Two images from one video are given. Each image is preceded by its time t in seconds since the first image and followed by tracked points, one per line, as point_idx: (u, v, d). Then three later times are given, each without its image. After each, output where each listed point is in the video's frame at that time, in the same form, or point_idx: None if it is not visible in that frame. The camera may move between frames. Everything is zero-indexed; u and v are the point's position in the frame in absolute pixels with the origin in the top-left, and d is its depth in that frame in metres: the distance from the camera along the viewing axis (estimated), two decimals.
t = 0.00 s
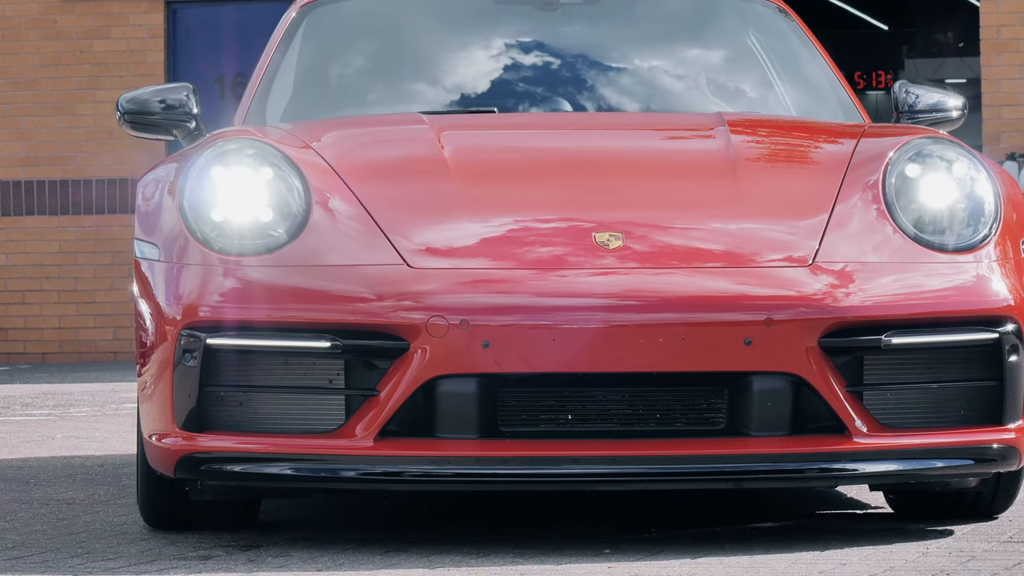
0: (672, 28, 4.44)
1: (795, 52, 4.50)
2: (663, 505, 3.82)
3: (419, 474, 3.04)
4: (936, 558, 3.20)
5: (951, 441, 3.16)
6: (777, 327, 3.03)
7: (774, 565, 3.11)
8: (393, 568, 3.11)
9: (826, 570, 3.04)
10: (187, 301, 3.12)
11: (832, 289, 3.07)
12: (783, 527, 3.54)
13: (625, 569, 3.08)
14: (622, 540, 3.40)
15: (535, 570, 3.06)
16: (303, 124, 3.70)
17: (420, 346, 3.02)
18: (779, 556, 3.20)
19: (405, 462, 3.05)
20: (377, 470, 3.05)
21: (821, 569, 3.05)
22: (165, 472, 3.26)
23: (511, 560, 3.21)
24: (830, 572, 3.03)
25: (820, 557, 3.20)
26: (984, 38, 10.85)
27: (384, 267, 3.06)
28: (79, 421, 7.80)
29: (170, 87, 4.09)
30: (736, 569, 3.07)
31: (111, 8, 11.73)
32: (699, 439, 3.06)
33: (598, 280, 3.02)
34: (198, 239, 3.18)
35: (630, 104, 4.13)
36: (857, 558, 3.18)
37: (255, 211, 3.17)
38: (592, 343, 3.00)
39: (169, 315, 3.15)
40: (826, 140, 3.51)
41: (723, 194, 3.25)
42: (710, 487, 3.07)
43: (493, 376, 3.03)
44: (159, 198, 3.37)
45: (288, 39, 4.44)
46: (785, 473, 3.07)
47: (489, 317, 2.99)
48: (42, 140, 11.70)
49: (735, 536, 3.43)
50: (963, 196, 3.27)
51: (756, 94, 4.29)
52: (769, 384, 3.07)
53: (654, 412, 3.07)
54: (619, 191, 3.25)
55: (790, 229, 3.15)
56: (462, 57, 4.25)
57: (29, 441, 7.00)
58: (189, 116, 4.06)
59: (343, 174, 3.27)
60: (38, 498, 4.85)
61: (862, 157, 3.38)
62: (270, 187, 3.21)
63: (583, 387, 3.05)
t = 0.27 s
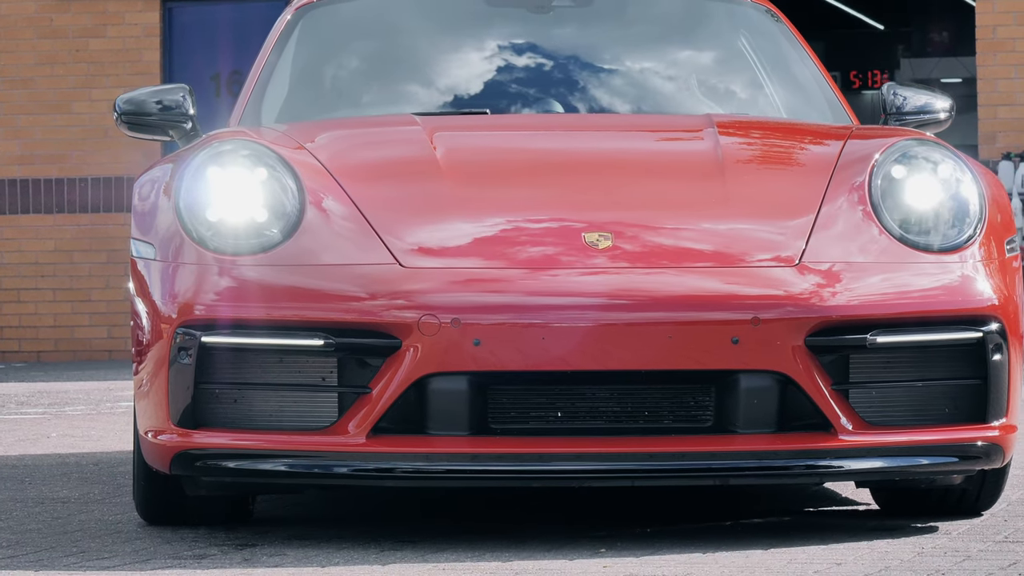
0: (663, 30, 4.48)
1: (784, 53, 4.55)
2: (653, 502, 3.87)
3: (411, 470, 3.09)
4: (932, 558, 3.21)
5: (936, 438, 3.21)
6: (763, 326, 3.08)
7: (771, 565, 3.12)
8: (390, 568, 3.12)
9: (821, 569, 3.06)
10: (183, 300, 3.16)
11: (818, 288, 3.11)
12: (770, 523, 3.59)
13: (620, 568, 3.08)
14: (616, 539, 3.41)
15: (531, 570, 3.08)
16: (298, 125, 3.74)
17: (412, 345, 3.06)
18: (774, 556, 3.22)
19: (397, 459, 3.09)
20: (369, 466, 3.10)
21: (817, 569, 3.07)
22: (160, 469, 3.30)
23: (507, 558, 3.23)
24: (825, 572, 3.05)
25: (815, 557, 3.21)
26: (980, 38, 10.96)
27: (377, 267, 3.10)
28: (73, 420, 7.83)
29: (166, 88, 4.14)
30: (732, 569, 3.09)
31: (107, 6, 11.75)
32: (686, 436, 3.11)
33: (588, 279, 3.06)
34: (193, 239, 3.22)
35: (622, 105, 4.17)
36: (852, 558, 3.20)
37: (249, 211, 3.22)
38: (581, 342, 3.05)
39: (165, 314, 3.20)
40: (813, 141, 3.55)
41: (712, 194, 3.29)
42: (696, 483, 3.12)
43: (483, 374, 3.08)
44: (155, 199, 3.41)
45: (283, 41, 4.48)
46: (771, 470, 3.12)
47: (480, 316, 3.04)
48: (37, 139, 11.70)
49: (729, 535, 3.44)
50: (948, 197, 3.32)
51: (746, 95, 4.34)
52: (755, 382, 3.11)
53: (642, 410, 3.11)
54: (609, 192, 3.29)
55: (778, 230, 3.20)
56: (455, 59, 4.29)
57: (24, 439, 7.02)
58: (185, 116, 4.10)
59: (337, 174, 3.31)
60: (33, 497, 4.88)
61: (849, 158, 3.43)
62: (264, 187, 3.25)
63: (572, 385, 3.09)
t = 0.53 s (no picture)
0: (658, 31, 4.52)
1: (777, 54, 4.59)
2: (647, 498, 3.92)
3: (407, 467, 3.13)
4: (930, 557, 3.23)
5: (925, 435, 3.26)
6: (754, 325, 3.12)
7: (769, 564, 3.12)
8: (389, 566, 3.14)
9: (819, 568, 3.08)
10: (181, 299, 3.20)
11: (808, 287, 3.16)
12: (762, 519, 3.64)
13: (619, 567, 3.11)
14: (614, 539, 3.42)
15: (530, 568, 3.09)
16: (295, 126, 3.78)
17: (407, 343, 3.11)
18: (772, 554, 3.23)
19: (392, 456, 3.14)
20: (365, 463, 3.14)
21: (814, 568, 3.08)
22: (159, 466, 3.34)
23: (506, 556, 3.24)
24: (823, 570, 3.06)
25: (813, 557, 3.21)
26: (978, 36, 11.24)
27: (373, 266, 3.14)
28: (73, 418, 7.86)
29: (165, 89, 4.18)
30: (730, 567, 3.10)
31: (105, 5, 11.79)
32: (678, 433, 3.15)
33: (582, 279, 3.11)
34: (192, 239, 3.26)
35: (616, 105, 4.21)
36: (851, 557, 3.21)
37: (246, 211, 3.26)
38: (575, 340, 3.09)
39: (163, 313, 3.24)
40: (804, 142, 3.59)
41: (704, 194, 3.33)
42: (687, 480, 3.16)
43: (478, 373, 3.12)
44: (154, 199, 3.45)
45: (281, 42, 4.52)
46: (761, 467, 3.16)
47: (474, 314, 3.08)
48: (36, 137, 11.73)
49: (727, 536, 3.45)
50: (937, 198, 3.36)
51: (740, 95, 4.38)
52: (746, 380, 3.15)
53: (635, 407, 3.16)
54: (602, 192, 3.34)
55: (769, 229, 3.24)
56: (451, 60, 4.33)
57: (24, 438, 7.06)
58: (184, 117, 4.14)
59: (334, 175, 3.35)
60: (32, 495, 4.91)
61: (840, 159, 3.47)
62: (262, 187, 3.29)
63: (565, 383, 3.13)
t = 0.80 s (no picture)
0: (652, 32, 4.56)
1: (771, 55, 4.64)
2: (641, 495, 3.96)
3: (402, 464, 3.17)
4: (929, 556, 3.24)
5: (914, 432, 3.30)
6: (745, 323, 3.16)
7: (768, 563, 3.13)
8: (389, 565, 3.15)
9: (818, 566, 3.08)
10: (180, 298, 3.24)
11: (799, 286, 3.20)
12: (754, 516, 3.68)
13: (618, 566, 3.13)
14: (613, 538, 3.43)
15: (529, 567, 3.10)
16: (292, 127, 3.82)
17: (402, 342, 3.15)
18: (771, 553, 3.24)
19: (388, 453, 3.18)
20: (362, 460, 3.18)
21: (813, 566, 3.09)
22: (158, 463, 3.38)
23: (505, 556, 3.25)
24: (823, 569, 3.08)
25: (812, 555, 3.23)
26: (977, 36, 11.39)
27: (369, 266, 3.18)
28: (71, 418, 7.89)
29: (164, 91, 4.22)
30: (729, 566, 3.12)
31: (104, 5, 11.82)
32: (670, 430, 3.19)
33: (577, 278, 3.15)
34: (190, 239, 3.30)
35: (611, 106, 4.25)
36: (851, 556, 3.23)
37: (244, 211, 3.30)
38: (568, 338, 3.13)
39: (162, 312, 3.28)
40: (796, 142, 3.64)
41: (697, 194, 3.38)
42: (679, 477, 3.20)
43: (472, 371, 3.16)
44: (153, 200, 3.49)
45: (279, 44, 4.56)
46: (752, 463, 3.20)
47: (469, 313, 3.12)
48: (35, 137, 11.77)
49: (725, 536, 3.45)
50: (927, 197, 3.40)
51: (734, 95, 4.42)
52: (737, 378, 3.20)
53: (627, 405, 3.20)
54: (596, 192, 3.38)
55: (760, 229, 3.28)
56: (448, 61, 4.37)
57: (23, 438, 7.10)
58: (183, 118, 4.18)
59: (330, 175, 3.39)
60: (31, 495, 4.94)
61: (830, 159, 3.51)
62: (260, 188, 3.33)
63: (559, 381, 3.18)
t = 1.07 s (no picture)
0: (647, 33, 4.60)
1: (764, 56, 4.67)
2: (635, 492, 4.00)
3: (398, 461, 3.21)
4: (928, 555, 3.25)
5: (905, 429, 3.33)
6: (736, 321, 3.20)
7: (768, 563, 3.14)
8: (389, 565, 3.16)
9: (818, 566, 3.09)
10: (178, 297, 3.28)
11: (790, 285, 3.24)
12: (747, 513, 3.73)
13: (617, 565, 3.14)
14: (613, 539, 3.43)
15: (528, 567, 3.11)
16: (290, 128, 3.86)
17: (397, 340, 3.19)
18: (770, 552, 3.25)
19: (384, 450, 3.22)
20: (358, 457, 3.22)
21: (812, 566, 3.10)
22: (156, 460, 3.42)
23: (504, 556, 3.25)
24: (822, 568, 3.08)
25: (811, 555, 3.24)
26: (975, 34, 11.44)
27: (365, 265, 3.22)
28: (70, 418, 7.92)
29: (163, 92, 4.26)
30: (728, 565, 3.13)
31: (103, 5, 11.86)
32: (662, 428, 3.23)
33: (572, 277, 3.19)
34: (188, 239, 3.34)
35: (606, 106, 4.29)
36: (850, 555, 3.24)
37: (242, 212, 3.34)
38: (562, 337, 3.17)
39: (161, 311, 3.32)
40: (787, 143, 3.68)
41: (690, 194, 3.41)
42: (671, 473, 3.25)
43: (467, 369, 3.20)
44: (151, 200, 3.53)
45: (277, 45, 4.60)
46: (744, 460, 3.24)
47: (464, 312, 3.16)
48: (33, 137, 11.80)
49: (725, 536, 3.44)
50: (917, 197, 3.44)
51: (728, 96, 4.46)
52: (729, 376, 3.23)
53: (620, 402, 3.24)
54: (590, 192, 3.41)
55: (752, 228, 3.32)
56: (444, 62, 4.41)
57: (22, 438, 7.13)
58: (182, 120, 4.22)
59: (327, 176, 3.43)
60: (31, 494, 4.98)
61: (822, 159, 3.55)
62: (257, 188, 3.37)
63: (552, 379, 3.21)
